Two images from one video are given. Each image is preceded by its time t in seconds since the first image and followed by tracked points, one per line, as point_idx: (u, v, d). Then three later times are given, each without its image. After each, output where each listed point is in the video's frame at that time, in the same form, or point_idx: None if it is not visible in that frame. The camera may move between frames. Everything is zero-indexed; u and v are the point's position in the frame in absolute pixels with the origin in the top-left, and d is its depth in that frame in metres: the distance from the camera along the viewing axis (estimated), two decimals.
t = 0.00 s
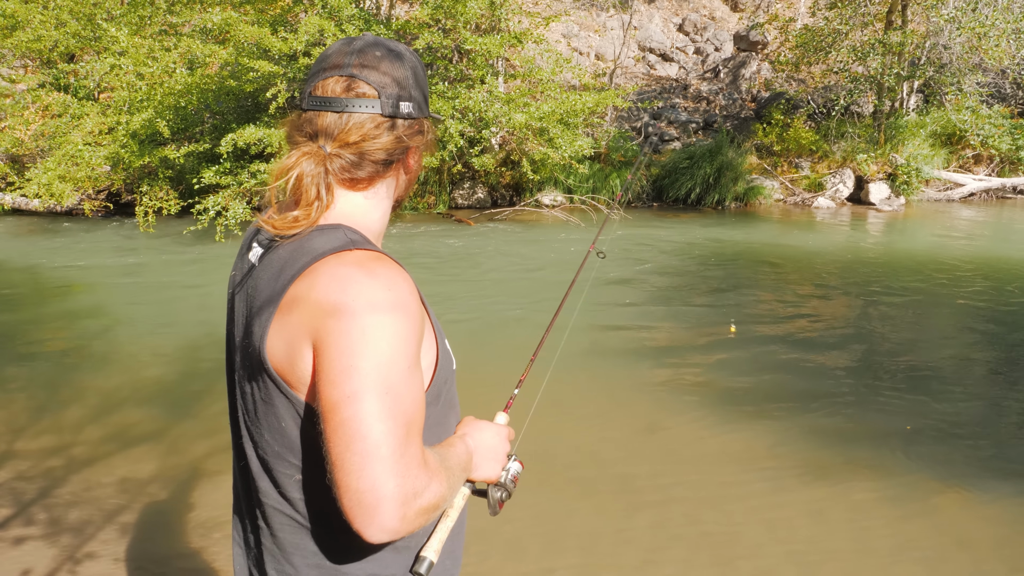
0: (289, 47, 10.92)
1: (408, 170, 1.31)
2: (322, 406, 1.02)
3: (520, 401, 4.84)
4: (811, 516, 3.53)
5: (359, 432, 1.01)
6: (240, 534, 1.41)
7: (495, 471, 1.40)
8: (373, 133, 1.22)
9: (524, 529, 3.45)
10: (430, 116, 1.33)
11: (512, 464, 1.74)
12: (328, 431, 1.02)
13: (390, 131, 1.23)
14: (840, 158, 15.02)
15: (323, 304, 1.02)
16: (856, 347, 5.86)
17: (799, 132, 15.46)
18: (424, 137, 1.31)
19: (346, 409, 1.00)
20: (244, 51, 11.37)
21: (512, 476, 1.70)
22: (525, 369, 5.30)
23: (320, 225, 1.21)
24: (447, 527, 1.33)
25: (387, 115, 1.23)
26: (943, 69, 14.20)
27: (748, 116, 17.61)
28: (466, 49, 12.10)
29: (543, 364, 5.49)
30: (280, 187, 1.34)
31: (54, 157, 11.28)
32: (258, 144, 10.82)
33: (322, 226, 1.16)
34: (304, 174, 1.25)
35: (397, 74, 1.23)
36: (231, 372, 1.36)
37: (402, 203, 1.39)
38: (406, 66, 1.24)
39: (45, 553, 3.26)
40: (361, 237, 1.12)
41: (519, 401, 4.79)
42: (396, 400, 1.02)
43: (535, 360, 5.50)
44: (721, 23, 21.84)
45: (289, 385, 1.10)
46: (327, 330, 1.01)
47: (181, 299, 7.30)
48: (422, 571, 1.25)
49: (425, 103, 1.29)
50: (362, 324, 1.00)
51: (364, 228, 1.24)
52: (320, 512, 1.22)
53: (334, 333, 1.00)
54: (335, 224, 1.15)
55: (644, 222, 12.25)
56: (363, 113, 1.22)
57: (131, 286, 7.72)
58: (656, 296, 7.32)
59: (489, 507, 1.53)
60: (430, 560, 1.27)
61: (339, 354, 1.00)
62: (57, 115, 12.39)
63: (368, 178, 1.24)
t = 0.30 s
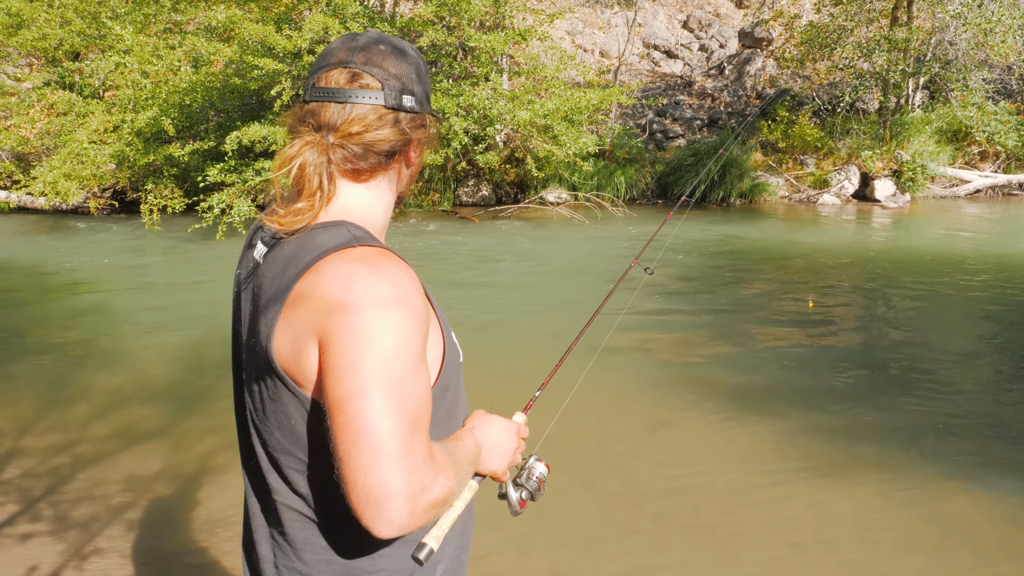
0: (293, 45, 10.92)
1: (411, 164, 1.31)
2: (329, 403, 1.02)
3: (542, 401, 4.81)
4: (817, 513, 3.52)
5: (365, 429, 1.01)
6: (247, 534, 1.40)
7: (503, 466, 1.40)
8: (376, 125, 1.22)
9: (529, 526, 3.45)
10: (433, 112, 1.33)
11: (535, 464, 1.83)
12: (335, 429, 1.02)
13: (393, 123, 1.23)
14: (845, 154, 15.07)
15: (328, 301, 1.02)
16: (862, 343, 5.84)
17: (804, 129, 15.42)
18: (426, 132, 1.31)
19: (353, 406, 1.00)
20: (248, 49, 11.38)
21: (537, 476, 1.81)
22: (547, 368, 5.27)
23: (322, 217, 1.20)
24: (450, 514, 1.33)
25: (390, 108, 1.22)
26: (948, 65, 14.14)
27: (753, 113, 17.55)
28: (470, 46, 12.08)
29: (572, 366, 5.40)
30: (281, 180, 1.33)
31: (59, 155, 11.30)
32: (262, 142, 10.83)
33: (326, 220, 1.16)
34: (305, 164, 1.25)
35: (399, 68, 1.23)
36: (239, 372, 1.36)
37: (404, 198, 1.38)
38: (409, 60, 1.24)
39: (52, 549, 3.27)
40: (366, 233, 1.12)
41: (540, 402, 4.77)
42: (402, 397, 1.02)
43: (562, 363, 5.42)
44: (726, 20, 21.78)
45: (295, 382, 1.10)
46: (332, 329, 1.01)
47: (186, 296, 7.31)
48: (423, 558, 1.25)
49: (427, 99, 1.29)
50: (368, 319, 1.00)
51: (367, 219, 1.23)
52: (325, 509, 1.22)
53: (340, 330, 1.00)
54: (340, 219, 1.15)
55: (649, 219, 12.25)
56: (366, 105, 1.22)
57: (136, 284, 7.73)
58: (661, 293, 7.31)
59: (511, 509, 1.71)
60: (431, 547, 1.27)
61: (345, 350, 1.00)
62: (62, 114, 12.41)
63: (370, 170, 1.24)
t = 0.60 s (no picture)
0: (298, 41, 10.91)
1: (415, 159, 1.29)
2: (339, 404, 1.02)
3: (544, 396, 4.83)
4: (822, 507, 3.53)
5: (375, 428, 1.00)
6: (259, 532, 1.41)
7: (513, 463, 1.39)
8: (377, 119, 1.21)
9: (535, 522, 3.45)
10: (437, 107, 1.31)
11: (541, 458, 1.84)
12: (345, 429, 1.02)
13: (395, 117, 1.22)
14: (852, 150, 15.02)
15: (335, 301, 1.02)
16: (868, 339, 5.83)
17: (810, 124, 15.36)
18: (430, 126, 1.29)
19: (362, 407, 1.00)
20: (253, 45, 11.37)
21: (542, 471, 1.82)
22: (544, 363, 5.29)
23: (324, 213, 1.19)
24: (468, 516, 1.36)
25: (391, 102, 1.21)
26: (956, 60, 14.09)
27: (759, 109, 17.48)
28: (475, 42, 12.06)
29: (571, 359, 5.44)
30: (284, 178, 1.33)
31: (64, 152, 11.31)
32: (267, 138, 10.83)
33: (330, 219, 1.15)
34: (306, 160, 1.24)
35: (400, 60, 1.22)
36: (248, 372, 1.36)
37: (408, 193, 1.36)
38: (410, 52, 1.23)
39: (60, 544, 3.29)
40: (370, 231, 1.11)
41: (542, 396, 4.80)
42: (411, 395, 1.02)
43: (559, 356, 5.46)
44: (731, 15, 21.69)
45: (304, 383, 1.10)
46: (339, 330, 1.00)
47: (191, 292, 7.32)
48: (443, 559, 1.27)
49: (431, 92, 1.27)
50: (376, 319, 0.99)
51: (371, 215, 1.22)
52: (336, 508, 1.22)
53: (347, 329, 1.00)
54: (343, 217, 1.14)
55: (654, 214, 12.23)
56: (366, 99, 1.21)
57: (141, 280, 7.74)
58: (666, 289, 7.30)
59: (520, 504, 1.71)
60: (451, 548, 1.29)
61: (353, 351, 0.99)
62: (67, 110, 12.43)
63: (372, 165, 1.23)
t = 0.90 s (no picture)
0: (303, 34, 10.91)
1: (428, 148, 1.29)
2: (352, 399, 1.01)
3: (553, 389, 4.80)
4: (828, 500, 3.52)
5: (389, 424, 1.00)
6: (272, 522, 1.40)
7: (527, 459, 1.39)
8: (390, 110, 1.20)
9: (541, 514, 3.45)
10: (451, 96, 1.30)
11: (547, 452, 1.83)
12: (358, 424, 1.02)
13: (408, 108, 1.21)
14: (860, 140, 15.05)
15: (349, 296, 1.01)
16: (875, 331, 5.81)
17: (816, 116, 15.29)
18: (443, 117, 1.29)
19: (376, 402, 1.00)
20: (258, 38, 11.38)
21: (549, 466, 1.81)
22: (550, 355, 5.29)
23: (339, 206, 1.19)
24: (482, 512, 1.34)
25: (405, 92, 1.20)
26: (963, 51, 14.02)
27: (765, 100, 17.41)
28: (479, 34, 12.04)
29: (577, 352, 5.44)
30: (297, 170, 1.32)
31: (71, 146, 11.34)
32: (272, 131, 10.83)
33: (345, 212, 1.14)
34: (320, 154, 1.23)
35: (413, 48, 1.20)
36: (259, 363, 1.34)
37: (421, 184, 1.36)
38: (423, 40, 1.22)
39: (68, 535, 3.30)
40: (384, 224, 1.11)
41: (551, 388, 4.78)
42: (424, 390, 1.01)
43: (567, 348, 5.44)
44: (738, 6, 21.58)
45: (317, 376, 1.10)
46: (353, 325, 1.00)
47: (198, 285, 7.33)
48: (458, 555, 1.27)
49: (444, 79, 1.26)
50: (391, 314, 0.99)
51: (385, 208, 1.22)
52: (350, 496, 1.22)
53: (361, 324, 0.99)
54: (357, 211, 1.13)
55: (659, 207, 12.21)
56: (380, 90, 1.20)
57: (148, 273, 7.76)
58: (671, 281, 7.29)
59: (527, 499, 1.69)
60: (465, 544, 1.29)
61: (368, 346, 0.99)
62: (73, 104, 12.47)
63: (386, 157, 1.22)
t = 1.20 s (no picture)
0: (310, 31, 10.94)
1: (443, 149, 1.28)
2: (371, 393, 1.02)
3: (565, 387, 4.78)
4: (836, 498, 3.51)
5: (405, 419, 1.01)
6: (291, 516, 1.40)
7: (538, 458, 1.39)
8: (408, 112, 1.20)
9: (548, 511, 3.45)
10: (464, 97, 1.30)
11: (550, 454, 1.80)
12: (374, 417, 1.02)
13: (425, 110, 1.21)
14: (864, 139, 14.76)
15: (371, 293, 1.02)
16: (883, 329, 5.79)
17: (823, 113, 15.25)
18: (457, 118, 1.29)
19: (393, 397, 1.00)
20: (265, 35, 11.40)
21: (551, 467, 1.77)
22: (556, 352, 5.29)
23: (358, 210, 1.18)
24: (489, 501, 1.33)
25: (420, 95, 1.20)
26: (971, 47, 13.97)
27: (772, 97, 17.38)
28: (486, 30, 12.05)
29: (583, 348, 5.44)
30: (313, 171, 1.31)
31: (78, 143, 11.39)
32: (279, 128, 10.85)
33: (365, 214, 1.14)
34: (337, 157, 1.22)
35: (429, 49, 1.20)
36: (276, 358, 1.34)
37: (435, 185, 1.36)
38: (438, 42, 1.21)
39: (76, 531, 3.32)
40: (405, 223, 1.11)
41: (566, 389, 4.75)
42: (440, 388, 1.02)
43: (587, 348, 5.41)
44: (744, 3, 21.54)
45: (337, 369, 1.10)
46: (375, 321, 1.01)
47: (205, 282, 7.35)
48: (463, 541, 1.26)
49: (458, 80, 1.26)
50: (412, 315, 0.99)
51: (404, 210, 1.21)
52: (368, 485, 1.22)
53: (382, 320, 1.00)
54: (376, 213, 1.13)
55: (666, 204, 12.19)
56: (398, 93, 1.20)
57: (155, 270, 7.78)
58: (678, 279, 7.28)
59: (526, 496, 1.65)
60: (471, 531, 1.28)
61: (387, 343, 1.00)
62: (81, 101, 12.53)
63: (402, 159, 1.22)
